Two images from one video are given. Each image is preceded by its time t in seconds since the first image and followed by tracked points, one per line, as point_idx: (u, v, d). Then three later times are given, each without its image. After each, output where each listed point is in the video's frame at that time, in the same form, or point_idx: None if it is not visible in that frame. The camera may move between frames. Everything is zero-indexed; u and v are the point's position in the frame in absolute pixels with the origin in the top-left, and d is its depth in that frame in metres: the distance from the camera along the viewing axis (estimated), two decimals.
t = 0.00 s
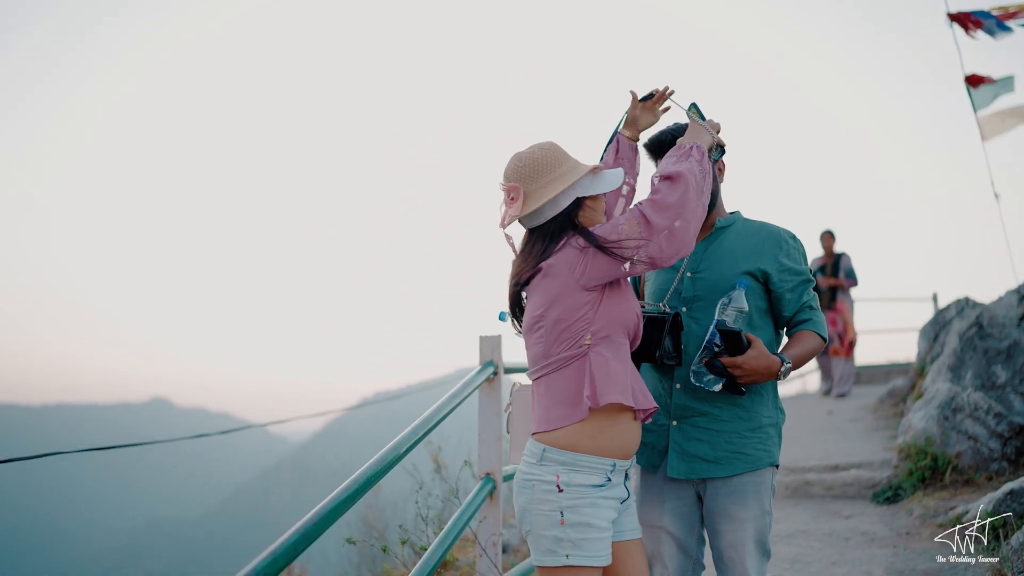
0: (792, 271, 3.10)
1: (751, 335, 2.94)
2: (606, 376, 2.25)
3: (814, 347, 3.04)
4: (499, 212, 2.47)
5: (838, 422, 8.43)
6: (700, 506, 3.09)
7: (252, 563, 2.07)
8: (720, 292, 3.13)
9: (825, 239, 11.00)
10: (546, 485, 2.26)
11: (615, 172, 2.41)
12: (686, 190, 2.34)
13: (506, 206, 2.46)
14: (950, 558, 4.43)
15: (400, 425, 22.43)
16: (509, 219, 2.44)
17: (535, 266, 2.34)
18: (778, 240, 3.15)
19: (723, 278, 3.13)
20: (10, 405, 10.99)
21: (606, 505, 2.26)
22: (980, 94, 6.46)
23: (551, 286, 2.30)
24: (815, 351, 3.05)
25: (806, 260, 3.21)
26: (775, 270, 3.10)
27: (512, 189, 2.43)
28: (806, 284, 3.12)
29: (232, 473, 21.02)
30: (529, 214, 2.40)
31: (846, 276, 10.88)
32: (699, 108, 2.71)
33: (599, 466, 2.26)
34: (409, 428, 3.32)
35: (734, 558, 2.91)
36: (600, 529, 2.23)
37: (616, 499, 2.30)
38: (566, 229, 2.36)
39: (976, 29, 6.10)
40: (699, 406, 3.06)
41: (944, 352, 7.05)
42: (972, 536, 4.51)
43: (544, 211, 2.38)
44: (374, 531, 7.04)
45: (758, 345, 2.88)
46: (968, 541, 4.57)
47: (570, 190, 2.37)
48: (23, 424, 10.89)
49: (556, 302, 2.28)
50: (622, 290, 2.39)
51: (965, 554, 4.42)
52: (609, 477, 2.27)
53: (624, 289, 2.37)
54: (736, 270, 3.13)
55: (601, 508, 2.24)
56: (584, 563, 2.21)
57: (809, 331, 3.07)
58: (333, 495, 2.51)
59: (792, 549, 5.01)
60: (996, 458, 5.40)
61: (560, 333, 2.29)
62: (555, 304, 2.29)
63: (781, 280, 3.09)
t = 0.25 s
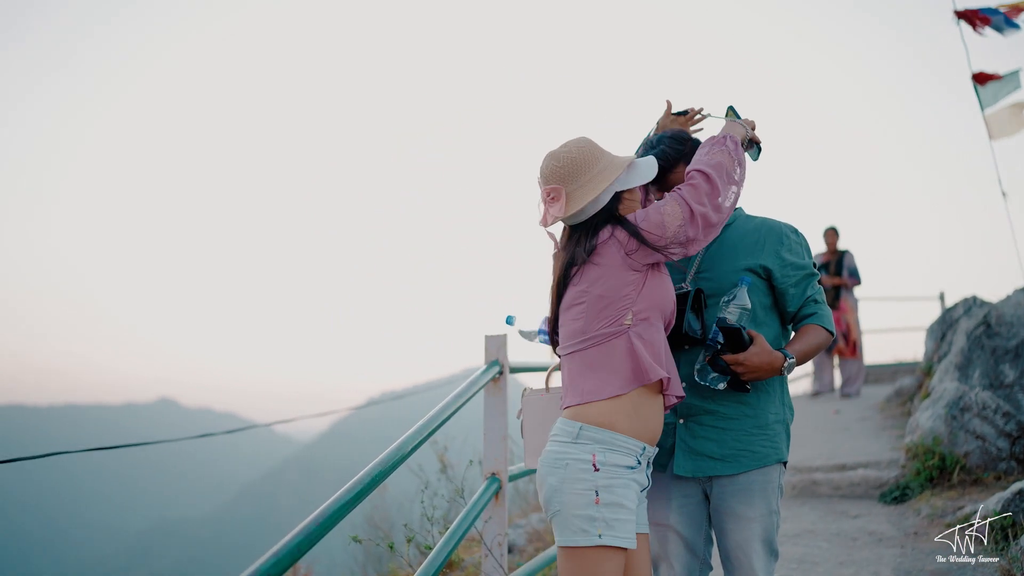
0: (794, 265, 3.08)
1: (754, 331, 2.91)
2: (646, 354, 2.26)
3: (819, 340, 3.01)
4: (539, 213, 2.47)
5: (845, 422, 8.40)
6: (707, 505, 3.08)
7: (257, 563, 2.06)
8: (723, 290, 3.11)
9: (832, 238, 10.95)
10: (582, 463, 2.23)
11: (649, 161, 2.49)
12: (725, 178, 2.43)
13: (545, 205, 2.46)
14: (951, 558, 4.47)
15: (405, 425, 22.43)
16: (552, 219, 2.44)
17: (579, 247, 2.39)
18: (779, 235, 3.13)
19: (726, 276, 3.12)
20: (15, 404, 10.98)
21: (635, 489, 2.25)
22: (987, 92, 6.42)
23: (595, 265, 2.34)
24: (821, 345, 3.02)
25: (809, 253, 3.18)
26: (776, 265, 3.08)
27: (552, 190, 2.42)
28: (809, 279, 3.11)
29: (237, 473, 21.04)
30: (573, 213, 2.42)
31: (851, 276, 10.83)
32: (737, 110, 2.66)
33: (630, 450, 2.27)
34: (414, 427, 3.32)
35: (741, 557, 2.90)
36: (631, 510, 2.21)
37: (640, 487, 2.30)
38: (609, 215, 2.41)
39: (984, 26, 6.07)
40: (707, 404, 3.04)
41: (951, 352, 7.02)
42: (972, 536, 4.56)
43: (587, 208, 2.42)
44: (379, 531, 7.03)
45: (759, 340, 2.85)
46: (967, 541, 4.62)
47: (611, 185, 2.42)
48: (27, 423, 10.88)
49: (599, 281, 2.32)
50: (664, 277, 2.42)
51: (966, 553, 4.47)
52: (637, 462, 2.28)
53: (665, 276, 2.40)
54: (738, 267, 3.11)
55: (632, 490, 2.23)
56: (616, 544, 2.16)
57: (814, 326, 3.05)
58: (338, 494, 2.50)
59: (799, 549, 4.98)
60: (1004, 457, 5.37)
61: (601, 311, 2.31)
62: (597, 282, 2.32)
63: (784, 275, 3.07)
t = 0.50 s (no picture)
0: (797, 266, 3.06)
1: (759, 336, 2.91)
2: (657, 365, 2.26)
3: (824, 340, 3.00)
4: (554, 212, 2.46)
5: (850, 422, 8.37)
6: (713, 504, 3.06)
7: (259, 563, 2.05)
8: (727, 292, 3.09)
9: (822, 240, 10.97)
10: (595, 467, 2.22)
11: (667, 171, 2.44)
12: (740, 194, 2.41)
13: (561, 206, 2.45)
14: (952, 557, 4.49)
15: (409, 425, 22.42)
16: (566, 222, 2.43)
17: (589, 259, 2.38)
18: (781, 235, 3.10)
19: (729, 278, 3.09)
20: (18, 404, 10.98)
21: (648, 491, 2.25)
22: (994, 91, 6.39)
23: (605, 278, 2.34)
24: (826, 345, 3.01)
25: (813, 251, 3.16)
26: (779, 266, 3.06)
27: (569, 192, 2.41)
28: (813, 277, 3.09)
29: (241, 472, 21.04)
30: (586, 216, 2.41)
31: (845, 275, 10.85)
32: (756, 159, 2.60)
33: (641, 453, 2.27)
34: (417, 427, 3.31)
35: (746, 557, 2.89)
36: (646, 513, 2.20)
37: (652, 489, 2.30)
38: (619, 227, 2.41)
39: (990, 25, 6.04)
40: (712, 408, 3.02)
41: (957, 352, 6.99)
42: (972, 536, 4.60)
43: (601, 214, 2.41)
44: (383, 531, 7.02)
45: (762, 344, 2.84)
46: (967, 540, 4.65)
47: (628, 193, 2.40)
48: (28, 423, 10.87)
49: (610, 292, 2.31)
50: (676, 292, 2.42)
51: (966, 552, 4.51)
52: (649, 464, 2.28)
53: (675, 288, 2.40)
54: (741, 269, 3.08)
55: (646, 492, 2.23)
56: (632, 546, 2.16)
57: (818, 325, 3.03)
58: (341, 494, 2.49)
59: (805, 549, 4.96)
60: (1011, 458, 5.34)
61: (611, 322, 2.30)
62: (608, 293, 2.31)
63: (787, 276, 3.04)
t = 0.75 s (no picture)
0: (802, 266, 3.04)
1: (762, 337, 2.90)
2: (648, 379, 2.25)
3: (827, 342, 2.98)
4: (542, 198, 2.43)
5: (853, 422, 8.35)
6: (716, 505, 3.04)
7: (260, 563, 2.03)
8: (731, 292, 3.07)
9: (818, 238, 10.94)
10: (587, 487, 2.22)
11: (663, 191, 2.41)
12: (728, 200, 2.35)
13: (550, 193, 2.42)
14: (952, 557, 4.49)
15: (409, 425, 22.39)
16: (552, 208, 2.40)
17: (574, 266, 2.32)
18: (786, 234, 3.08)
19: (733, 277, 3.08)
20: (18, 404, 10.94)
21: (644, 508, 2.25)
22: (997, 90, 6.37)
23: (591, 290, 2.28)
24: (829, 347, 2.99)
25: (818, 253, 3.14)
26: (784, 266, 3.04)
27: (562, 176, 2.40)
28: (818, 279, 3.05)
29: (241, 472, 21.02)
30: (574, 208, 2.39)
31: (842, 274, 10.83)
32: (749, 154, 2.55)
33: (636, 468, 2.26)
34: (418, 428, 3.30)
35: (749, 557, 2.87)
36: (640, 532, 2.21)
37: (649, 503, 2.29)
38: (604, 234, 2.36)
39: (993, 24, 6.02)
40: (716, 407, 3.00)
41: (960, 352, 6.97)
42: (972, 536, 4.60)
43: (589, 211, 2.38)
44: (384, 531, 7.00)
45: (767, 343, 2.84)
46: (967, 540, 4.65)
47: (620, 196, 2.38)
48: (27, 423, 10.81)
49: (597, 305, 2.27)
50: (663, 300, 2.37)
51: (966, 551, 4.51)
52: (645, 479, 2.27)
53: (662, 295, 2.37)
54: (746, 268, 3.07)
55: (641, 510, 2.23)
56: (626, 567, 2.18)
57: (821, 327, 3.01)
58: (343, 494, 2.48)
59: (808, 550, 4.94)
60: (1014, 458, 5.33)
61: (600, 336, 2.27)
62: (596, 305, 2.27)
63: (791, 276, 3.03)
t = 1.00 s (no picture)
0: (808, 267, 3.03)
1: (765, 335, 2.86)
2: (614, 391, 2.24)
3: (828, 346, 2.97)
4: (516, 183, 2.41)
5: (853, 422, 8.33)
6: (715, 506, 3.02)
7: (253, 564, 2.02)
8: (735, 288, 3.03)
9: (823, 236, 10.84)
10: (555, 490, 2.23)
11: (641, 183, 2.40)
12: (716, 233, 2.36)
13: (525, 179, 2.39)
14: (950, 558, 4.46)
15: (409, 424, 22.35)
16: (527, 194, 2.37)
17: (546, 265, 2.29)
18: (793, 234, 3.07)
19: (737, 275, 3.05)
20: (17, 404, 10.89)
21: (616, 509, 2.24)
22: (998, 89, 6.35)
23: (563, 293, 2.25)
24: (829, 350, 2.98)
25: (822, 255, 3.13)
26: (790, 266, 3.03)
27: (536, 161, 2.37)
28: (822, 282, 3.04)
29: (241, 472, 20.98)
30: (548, 195, 2.36)
31: (843, 274, 10.79)
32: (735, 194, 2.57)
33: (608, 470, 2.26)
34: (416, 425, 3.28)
35: (749, 559, 2.84)
36: (612, 533, 2.20)
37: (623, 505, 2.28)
38: (579, 229, 2.33)
39: (995, 23, 6.00)
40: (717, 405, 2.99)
41: (961, 352, 6.95)
42: (972, 537, 4.57)
43: (563, 198, 2.36)
44: (384, 531, 6.97)
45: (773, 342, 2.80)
46: (967, 541, 4.62)
47: (597, 182, 2.36)
48: (27, 422, 10.76)
49: (569, 309, 2.24)
50: (635, 311, 2.36)
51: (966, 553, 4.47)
52: (617, 481, 2.27)
53: (637, 303, 2.35)
54: (751, 267, 3.04)
55: (612, 512, 2.22)
56: (598, 570, 2.17)
57: (823, 330, 3.00)
58: (339, 492, 2.47)
59: (809, 550, 4.92)
60: (1016, 458, 5.31)
61: (567, 342, 2.26)
62: (565, 310, 2.25)
63: (796, 277, 3.02)
